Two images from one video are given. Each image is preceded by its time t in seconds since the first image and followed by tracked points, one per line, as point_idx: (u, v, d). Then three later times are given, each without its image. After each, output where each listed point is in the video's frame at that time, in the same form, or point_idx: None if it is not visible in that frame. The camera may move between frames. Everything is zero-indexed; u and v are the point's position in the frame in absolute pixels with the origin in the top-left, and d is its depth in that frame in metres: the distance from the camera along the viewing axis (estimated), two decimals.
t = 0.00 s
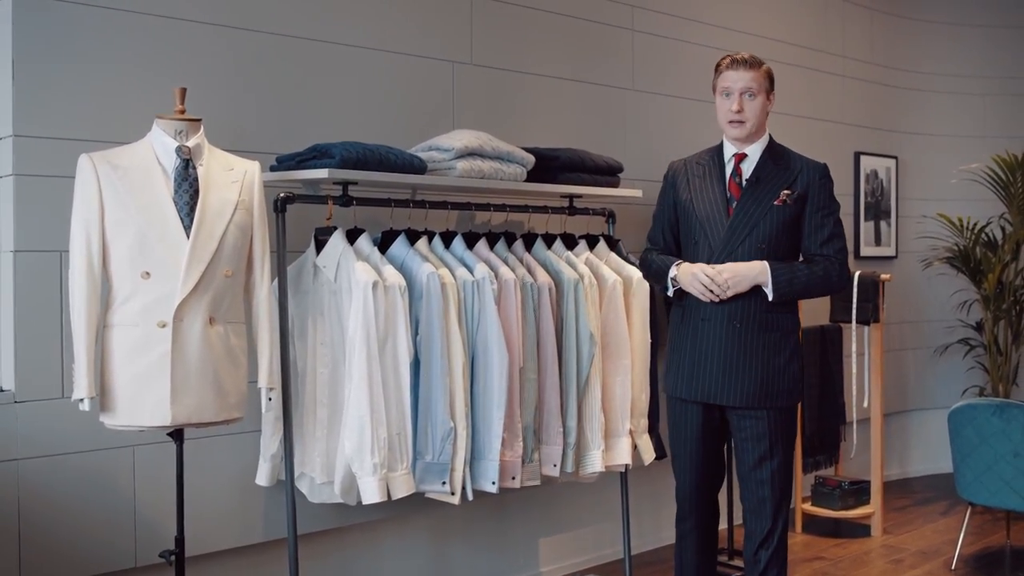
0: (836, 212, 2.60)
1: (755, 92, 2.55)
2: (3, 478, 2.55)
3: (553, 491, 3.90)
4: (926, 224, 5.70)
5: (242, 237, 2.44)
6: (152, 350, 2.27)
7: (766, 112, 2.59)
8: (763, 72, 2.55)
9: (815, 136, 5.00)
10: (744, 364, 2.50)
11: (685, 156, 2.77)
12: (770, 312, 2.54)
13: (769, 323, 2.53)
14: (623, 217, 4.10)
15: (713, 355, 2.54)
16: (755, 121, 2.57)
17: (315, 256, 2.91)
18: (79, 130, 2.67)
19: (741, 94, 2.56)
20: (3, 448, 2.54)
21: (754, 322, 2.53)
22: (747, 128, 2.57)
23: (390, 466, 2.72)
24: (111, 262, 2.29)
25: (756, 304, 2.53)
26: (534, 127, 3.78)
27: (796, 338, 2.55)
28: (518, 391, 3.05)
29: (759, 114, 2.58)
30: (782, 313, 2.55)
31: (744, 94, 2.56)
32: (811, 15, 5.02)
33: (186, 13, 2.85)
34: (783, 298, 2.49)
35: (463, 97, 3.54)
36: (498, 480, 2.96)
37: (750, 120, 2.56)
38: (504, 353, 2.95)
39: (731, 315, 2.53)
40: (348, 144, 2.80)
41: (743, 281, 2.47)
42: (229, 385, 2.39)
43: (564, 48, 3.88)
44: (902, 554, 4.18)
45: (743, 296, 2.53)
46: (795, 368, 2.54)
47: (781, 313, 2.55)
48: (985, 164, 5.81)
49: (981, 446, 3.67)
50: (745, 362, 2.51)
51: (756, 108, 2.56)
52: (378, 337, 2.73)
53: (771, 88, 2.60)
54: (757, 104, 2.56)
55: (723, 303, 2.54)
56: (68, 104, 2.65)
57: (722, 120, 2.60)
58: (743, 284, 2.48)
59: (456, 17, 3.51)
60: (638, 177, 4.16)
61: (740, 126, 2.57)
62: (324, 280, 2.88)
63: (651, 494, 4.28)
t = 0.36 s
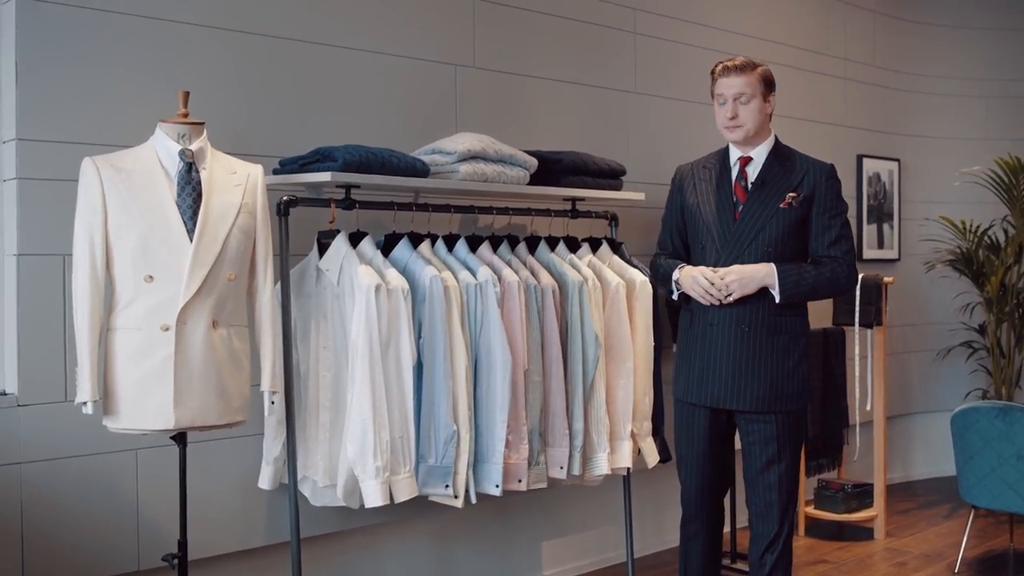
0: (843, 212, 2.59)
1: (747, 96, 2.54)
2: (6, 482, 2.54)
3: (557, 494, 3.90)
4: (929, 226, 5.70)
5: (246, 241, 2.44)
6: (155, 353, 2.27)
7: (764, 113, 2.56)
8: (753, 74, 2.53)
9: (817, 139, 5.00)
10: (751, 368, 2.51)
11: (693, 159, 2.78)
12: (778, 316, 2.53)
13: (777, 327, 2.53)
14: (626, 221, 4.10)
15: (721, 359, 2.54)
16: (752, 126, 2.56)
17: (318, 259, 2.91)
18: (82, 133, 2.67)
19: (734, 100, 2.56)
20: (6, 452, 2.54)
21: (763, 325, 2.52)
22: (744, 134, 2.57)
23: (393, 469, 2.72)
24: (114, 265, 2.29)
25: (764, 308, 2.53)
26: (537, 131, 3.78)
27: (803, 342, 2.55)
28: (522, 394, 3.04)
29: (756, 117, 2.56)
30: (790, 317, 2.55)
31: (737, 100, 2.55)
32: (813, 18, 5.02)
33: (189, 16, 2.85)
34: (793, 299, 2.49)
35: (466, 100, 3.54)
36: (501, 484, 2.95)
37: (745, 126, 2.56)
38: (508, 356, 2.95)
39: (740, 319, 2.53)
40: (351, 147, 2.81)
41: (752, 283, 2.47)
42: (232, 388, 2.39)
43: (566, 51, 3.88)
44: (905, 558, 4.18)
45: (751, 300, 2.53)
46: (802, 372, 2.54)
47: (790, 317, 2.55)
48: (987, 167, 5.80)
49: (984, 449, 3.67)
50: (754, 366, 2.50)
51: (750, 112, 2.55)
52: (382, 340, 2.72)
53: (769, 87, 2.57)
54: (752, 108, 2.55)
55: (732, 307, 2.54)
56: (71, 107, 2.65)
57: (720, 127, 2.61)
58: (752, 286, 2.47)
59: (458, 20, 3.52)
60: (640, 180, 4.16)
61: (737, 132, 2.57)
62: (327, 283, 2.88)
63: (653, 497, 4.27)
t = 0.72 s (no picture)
0: (845, 214, 2.52)
1: (709, 115, 2.60)
2: (8, 486, 2.54)
3: (560, 498, 3.90)
4: (932, 230, 5.70)
5: (248, 245, 2.44)
6: (158, 357, 2.27)
7: (734, 128, 2.59)
8: (709, 94, 2.59)
9: (819, 143, 5.00)
10: (752, 375, 2.52)
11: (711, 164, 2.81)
12: (779, 323, 2.52)
13: (775, 334, 2.51)
14: (628, 224, 4.10)
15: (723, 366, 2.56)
16: (723, 140, 2.61)
17: (321, 263, 2.92)
18: (85, 138, 2.68)
19: (703, 119, 2.64)
20: (8, 456, 2.54)
21: (760, 333, 2.52)
22: (720, 148, 2.63)
23: (396, 474, 2.72)
24: (117, 269, 2.29)
25: (764, 316, 2.52)
26: (539, 134, 3.78)
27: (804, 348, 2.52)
28: (526, 399, 3.04)
29: (726, 133, 2.60)
30: (792, 323, 2.53)
31: (705, 119, 2.63)
32: (815, 22, 5.02)
33: (191, 20, 2.85)
34: (790, 308, 2.47)
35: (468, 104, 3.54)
36: (505, 487, 2.95)
37: (715, 143, 2.63)
38: (511, 359, 2.94)
39: (740, 326, 2.54)
40: (354, 151, 2.81)
41: (744, 294, 2.46)
42: (235, 392, 2.38)
43: (568, 55, 3.89)
44: (908, 561, 4.17)
45: (750, 309, 2.53)
46: (802, 379, 2.51)
47: (792, 323, 2.52)
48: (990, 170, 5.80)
49: (987, 453, 3.66)
50: (749, 373, 2.52)
51: (716, 131, 2.61)
52: (384, 344, 2.72)
53: (735, 98, 2.57)
54: (718, 124, 2.60)
55: (733, 315, 2.55)
56: (74, 112, 2.66)
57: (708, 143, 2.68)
58: (743, 297, 2.48)
59: (460, 23, 3.52)
60: (643, 184, 4.16)
61: (715, 149, 2.65)
62: (329, 287, 2.88)
63: (656, 502, 4.27)
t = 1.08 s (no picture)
0: (822, 214, 2.50)
1: (702, 117, 2.69)
2: (12, 486, 2.54)
3: (564, 497, 3.90)
4: (936, 228, 5.69)
5: (253, 245, 2.44)
6: (163, 357, 2.27)
7: (727, 129, 2.66)
8: (698, 97, 2.69)
9: (823, 142, 4.99)
10: (734, 373, 2.59)
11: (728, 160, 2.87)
12: (757, 320, 2.56)
13: (753, 332, 2.57)
14: (632, 223, 4.09)
15: (712, 363, 2.66)
16: (714, 141, 2.70)
17: (325, 263, 2.91)
18: (89, 138, 2.68)
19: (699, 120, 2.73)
20: (13, 456, 2.54)
21: (740, 331, 2.59)
22: (714, 148, 2.72)
23: (401, 473, 2.72)
24: (121, 269, 2.29)
25: (741, 313, 2.58)
26: (543, 133, 3.77)
27: (785, 346, 2.54)
28: (530, 398, 3.04)
29: (719, 133, 2.68)
30: (771, 320, 2.55)
31: (700, 120, 2.73)
32: (819, 20, 5.01)
33: (194, 20, 2.85)
34: (754, 303, 2.52)
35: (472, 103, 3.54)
36: (509, 487, 2.95)
37: (710, 143, 2.71)
38: (515, 359, 2.94)
39: (724, 325, 2.63)
40: (358, 150, 2.80)
41: (708, 286, 2.54)
42: (239, 392, 2.38)
43: (572, 54, 3.88)
44: (913, 561, 4.16)
45: (730, 306, 2.61)
46: (783, 377, 2.53)
47: (770, 320, 2.55)
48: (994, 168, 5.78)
49: (992, 451, 3.65)
50: (732, 370, 2.60)
51: (710, 131, 2.69)
52: (389, 344, 2.72)
53: (721, 100, 2.64)
54: (708, 126, 2.69)
55: (720, 314, 2.65)
56: (78, 112, 2.66)
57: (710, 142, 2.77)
58: (709, 288, 2.55)
59: (463, 23, 3.51)
60: (646, 183, 4.16)
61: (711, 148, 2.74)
62: (334, 287, 2.87)
63: (660, 501, 4.26)
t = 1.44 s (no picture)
0: (806, 211, 2.51)
1: (703, 117, 2.73)
2: (15, 483, 2.55)
3: (566, 494, 3.90)
4: (938, 227, 5.68)
5: (255, 242, 2.44)
6: (164, 354, 2.27)
7: (726, 129, 2.70)
8: (699, 99, 2.73)
9: (826, 139, 4.98)
10: (725, 366, 2.64)
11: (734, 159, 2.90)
12: (746, 314, 2.59)
13: (743, 325, 2.60)
14: (634, 221, 4.09)
15: (707, 357, 2.71)
16: (714, 141, 2.73)
17: (327, 260, 2.91)
18: (91, 135, 2.68)
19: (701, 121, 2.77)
20: (15, 454, 2.55)
21: (731, 324, 2.63)
22: (715, 147, 2.75)
23: (402, 470, 2.72)
24: (123, 266, 2.29)
25: (731, 307, 2.62)
26: (545, 131, 3.77)
27: (773, 339, 2.55)
28: (531, 395, 3.04)
29: (719, 134, 2.72)
30: (759, 314, 2.58)
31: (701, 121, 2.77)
32: (822, 18, 5.00)
33: (196, 17, 2.85)
34: (737, 296, 2.56)
35: (474, 101, 3.54)
36: (509, 485, 2.95)
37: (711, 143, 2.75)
38: (516, 356, 2.94)
39: (716, 318, 2.68)
40: (360, 148, 2.80)
41: (696, 279, 2.61)
42: (241, 388, 2.38)
43: (574, 51, 3.88)
44: (914, 559, 4.16)
45: (722, 300, 2.66)
46: (771, 369, 2.55)
47: (758, 314, 2.58)
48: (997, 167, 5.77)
49: (994, 449, 3.65)
50: (724, 363, 2.64)
51: (710, 132, 2.73)
52: (390, 341, 2.72)
53: (719, 101, 2.68)
54: (708, 126, 2.73)
55: (713, 308, 2.69)
56: (80, 109, 2.66)
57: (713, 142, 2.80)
58: (699, 281, 2.62)
59: (465, 20, 3.51)
60: (648, 181, 4.16)
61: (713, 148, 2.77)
62: (335, 284, 2.87)
63: (661, 499, 4.26)
